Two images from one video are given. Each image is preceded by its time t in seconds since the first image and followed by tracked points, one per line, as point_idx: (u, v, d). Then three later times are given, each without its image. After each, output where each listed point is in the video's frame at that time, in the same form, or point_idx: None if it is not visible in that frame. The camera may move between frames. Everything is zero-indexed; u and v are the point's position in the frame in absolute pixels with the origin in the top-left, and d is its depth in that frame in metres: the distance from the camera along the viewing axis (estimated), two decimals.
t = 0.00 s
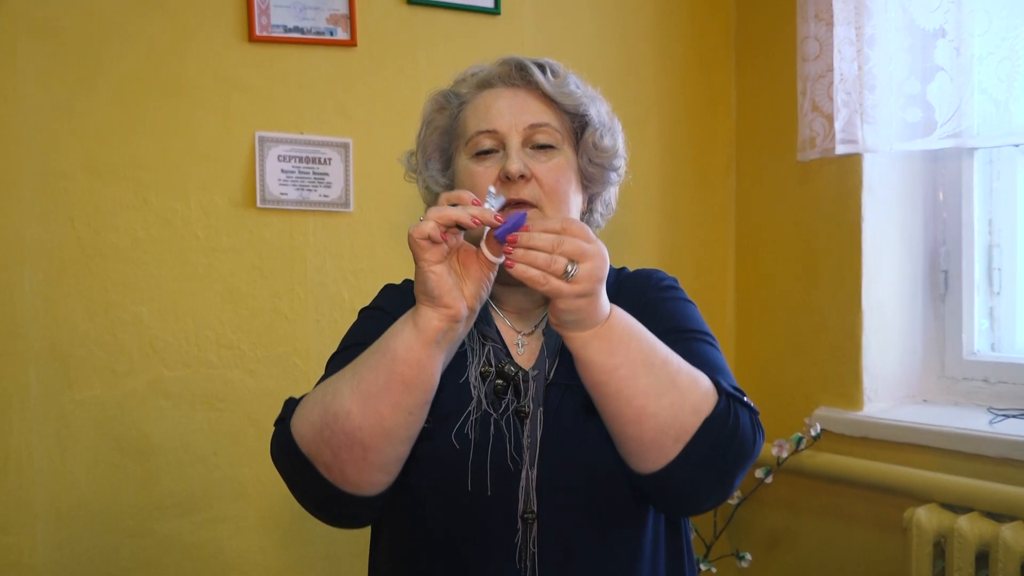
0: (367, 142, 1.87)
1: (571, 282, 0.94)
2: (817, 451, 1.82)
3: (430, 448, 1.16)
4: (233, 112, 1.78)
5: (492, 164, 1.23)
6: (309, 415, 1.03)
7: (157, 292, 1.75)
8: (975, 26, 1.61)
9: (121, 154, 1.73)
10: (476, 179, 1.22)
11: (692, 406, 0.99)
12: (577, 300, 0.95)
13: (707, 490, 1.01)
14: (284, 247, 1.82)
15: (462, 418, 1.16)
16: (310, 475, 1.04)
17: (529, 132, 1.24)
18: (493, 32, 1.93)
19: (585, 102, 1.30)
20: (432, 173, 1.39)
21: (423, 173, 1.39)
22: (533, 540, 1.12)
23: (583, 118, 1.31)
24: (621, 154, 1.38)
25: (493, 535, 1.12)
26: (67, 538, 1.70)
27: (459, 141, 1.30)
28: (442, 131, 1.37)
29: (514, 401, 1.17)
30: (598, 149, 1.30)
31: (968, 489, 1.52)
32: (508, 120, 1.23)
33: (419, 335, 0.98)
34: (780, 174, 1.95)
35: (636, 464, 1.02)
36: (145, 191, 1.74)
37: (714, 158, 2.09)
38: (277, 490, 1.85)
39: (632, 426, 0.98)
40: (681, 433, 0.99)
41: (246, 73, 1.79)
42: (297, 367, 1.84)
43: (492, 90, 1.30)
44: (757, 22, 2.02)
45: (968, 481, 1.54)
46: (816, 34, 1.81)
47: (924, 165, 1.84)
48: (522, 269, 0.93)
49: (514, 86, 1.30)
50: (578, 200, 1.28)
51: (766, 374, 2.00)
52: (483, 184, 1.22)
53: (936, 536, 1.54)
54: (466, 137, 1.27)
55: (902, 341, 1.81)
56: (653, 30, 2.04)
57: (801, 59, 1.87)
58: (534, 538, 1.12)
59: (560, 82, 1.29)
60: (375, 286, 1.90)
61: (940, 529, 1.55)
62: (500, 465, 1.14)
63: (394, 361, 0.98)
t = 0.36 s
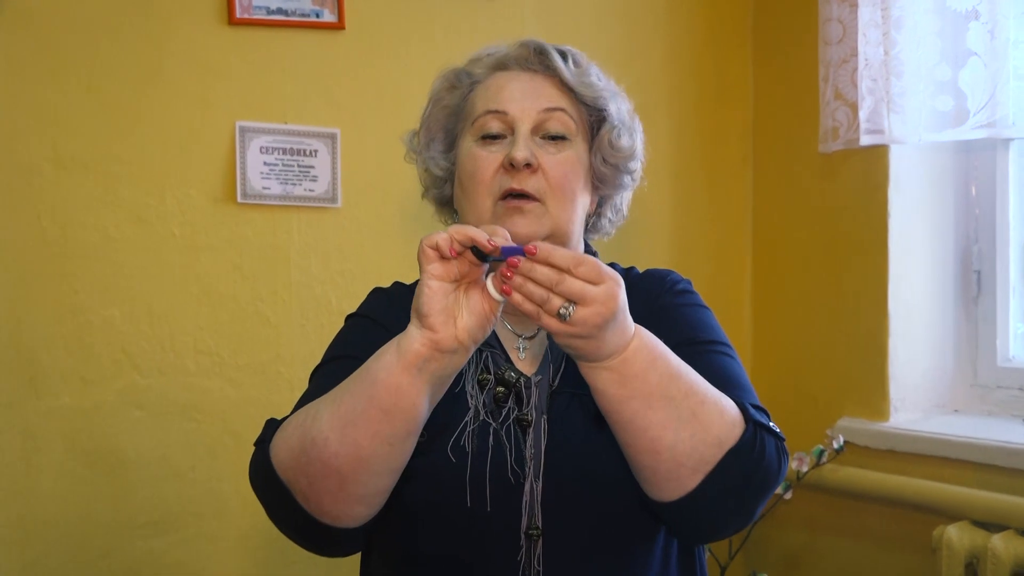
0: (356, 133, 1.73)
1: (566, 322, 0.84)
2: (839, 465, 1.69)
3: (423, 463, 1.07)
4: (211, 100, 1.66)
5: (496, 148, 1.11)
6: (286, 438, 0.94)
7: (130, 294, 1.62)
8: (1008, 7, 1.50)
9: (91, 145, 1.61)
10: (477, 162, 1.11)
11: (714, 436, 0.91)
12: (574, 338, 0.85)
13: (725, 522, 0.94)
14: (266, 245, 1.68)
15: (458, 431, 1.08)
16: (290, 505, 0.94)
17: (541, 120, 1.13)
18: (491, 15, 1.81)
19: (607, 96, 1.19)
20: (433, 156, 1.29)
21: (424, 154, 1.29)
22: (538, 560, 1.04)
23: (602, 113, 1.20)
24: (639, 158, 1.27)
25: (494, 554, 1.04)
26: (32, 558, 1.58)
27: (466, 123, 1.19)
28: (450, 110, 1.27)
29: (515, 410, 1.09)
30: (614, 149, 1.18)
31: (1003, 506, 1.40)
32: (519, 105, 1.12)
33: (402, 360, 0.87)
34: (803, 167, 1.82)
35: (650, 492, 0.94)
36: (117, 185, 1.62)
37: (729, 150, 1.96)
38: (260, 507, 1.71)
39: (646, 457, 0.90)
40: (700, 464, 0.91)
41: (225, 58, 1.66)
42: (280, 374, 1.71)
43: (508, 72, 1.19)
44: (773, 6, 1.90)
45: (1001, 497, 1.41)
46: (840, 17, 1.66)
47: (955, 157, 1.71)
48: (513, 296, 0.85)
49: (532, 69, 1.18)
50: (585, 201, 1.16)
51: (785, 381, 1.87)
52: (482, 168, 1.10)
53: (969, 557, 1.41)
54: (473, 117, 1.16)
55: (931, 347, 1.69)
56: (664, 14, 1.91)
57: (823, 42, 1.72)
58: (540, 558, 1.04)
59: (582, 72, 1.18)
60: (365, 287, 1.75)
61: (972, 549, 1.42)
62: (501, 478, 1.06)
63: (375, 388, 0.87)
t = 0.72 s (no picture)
0: (347, 127, 1.65)
1: (594, 371, 0.77)
2: (854, 477, 1.61)
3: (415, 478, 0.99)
4: (196, 94, 1.58)
5: (508, 153, 1.04)
6: (288, 485, 0.87)
7: (110, 297, 1.55)
8: None
9: (69, 141, 1.53)
10: (485, 165, 1.03)
11: (730, 470, 0.87)
12: (599, 387, 0.79)
13: (738, 553, 0.90)
14: (253, 246, 1.60)
15: (454, 443, 1.00)
16: (290, 539, 0.90)
17: (558, 128, 1.05)
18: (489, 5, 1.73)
19: (632, 107, 1.11)
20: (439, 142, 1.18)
21: (430, 141, 1.18)
22: None
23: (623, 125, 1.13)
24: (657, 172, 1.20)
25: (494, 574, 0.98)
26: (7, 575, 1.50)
27: (478, 116, 1.10)
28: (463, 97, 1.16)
29: (515, 420, 1.00)
30: (631, 166, 1.12)
31: None
32: (537, 109, 1.04)
33: (421, 420, 0.81)
34: (813, 165, 1.75)
35: (664, 527, 0.90)
36: (97, 183, 1.54)
37: (737, 146, 1.88)
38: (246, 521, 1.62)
39: (660, 494, 0.86)
40: (717, 499, 0.87)
41: (210, 50, 1.58)
42: (268, 381, 1.62)
43: (529, 69, 1.10)
44: None
45: None
46: (855, 6, 1.57)
47: (976, 153, 1.63)
48: (535, 347, 0.76)
49: (555, 68, 1.09)
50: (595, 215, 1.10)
51: (796, 387, 1.80)
52: (490, 173, 1.03)
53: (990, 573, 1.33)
54: (487, 113, 1.07)
55: (951, 352, 1.61)
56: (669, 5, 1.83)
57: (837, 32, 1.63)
58: None
59: (609, 78, 1.10)
60: (358, 289, 1.66)
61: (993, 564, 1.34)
62: (499, 494, 0.98)
63: (392, 448, 0.81)
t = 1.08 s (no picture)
0: (340, 128, 1.62)
1: (611, 415, 0.76)
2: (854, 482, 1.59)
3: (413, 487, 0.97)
4: (186, 94, 1.55)
5: (502, 163, 1.02)
6: (280, 498, 0.85)
7: (99, 300, 1.52)
8: None
9: (57, 141, 1.50)
10: (479, 177, 1.01)
11: (744, 489, 0.86)
12: (618, 426, 0.77)
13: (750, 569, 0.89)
14: (245, 248, 1.58)
15: (452, 450, 0.97)
16: (283, 550, 0.88)
17: (551, 133, 1.03)
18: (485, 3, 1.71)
19: (623, 105, 1.09)
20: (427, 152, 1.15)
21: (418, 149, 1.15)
22: None
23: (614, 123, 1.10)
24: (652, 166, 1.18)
25: None
26: None
27: (467, 125, 1.08)
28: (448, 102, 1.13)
29: (514, 426, 0.98)
30: (626, 164, 1.10)
31: None
32: (529, 117, 1.02)
33: (414, 440, 0.79)
34: (814, 166, 1.72)
35: (678, 549, 0.89)
36: (85, 183, 1.51)
37: (735, 147, 1.86)
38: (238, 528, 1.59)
39: (678, 520, 0.85)
40: (733, 519, 0.86)
41: (201, 49, 1.56)
42: (260, 386, 1.59)
43: (516, 72, 1.07)
44: None
45: None
46: (856, 5, 1.54)
47: (978, 154, 1.61)
48: (550, 404, 0.75)
49: (543, 70, 1.06)
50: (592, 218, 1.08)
51: (795, 389, 1.78)
52: (485, 185, 1.01)
53: None
54: (476, 122, 1.05)
55: (953, 356, 1.59)
56: (668, 3, 1.81)
57: (837, 32, 1.61)
58: None
59: (598, 76, 1.07)
60: (351, 292, 1.64)
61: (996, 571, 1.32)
62: (498, 502, 0.95)
63: (386, 468, 0.80)
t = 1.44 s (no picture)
0: (335, 130, 1.62)
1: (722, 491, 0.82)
2: (849, 484, 1.59)
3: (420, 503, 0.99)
4: (181, 96, 1.55)
5: (498, 177, 1.03)
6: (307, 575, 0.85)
7: (94, 303, 1.52)
8: None
9: (53, 144, 1.50)
10: (478, 195, 1.03)
11: (785, 523, 0.89)
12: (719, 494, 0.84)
13: None
14: (239, 251, 1.58)
15: (452, 464, 1.00)
16: None
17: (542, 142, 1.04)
18: (480, 5, 1.71)
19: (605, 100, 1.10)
20: (410, 166, 1.14)
21: (402, 165, 1.14)
22: None
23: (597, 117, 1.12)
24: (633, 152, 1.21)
25: None
26: None
27: (454, 140, 1.07)
28: (427, 115, 1.11)
29: (517, 432, 1.03)
30: (613, 157, 1.13)
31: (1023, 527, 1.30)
32: (520, 129, 1.02)
33: None
34: (809, 168, 1.73)
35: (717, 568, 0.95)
36: (81, 186, 1.51)
37: (731, 150, 1.86)
38: (233, 531, 1.59)
39: (730, 554, 0.89)
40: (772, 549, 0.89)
41: (196, 52, 1.56)
42: (254, 388, 1.59)
43: (497, 81, 1.06)
44: None
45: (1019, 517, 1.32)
46: (850, 8, 1.54)
47: (972, 156, 1.61)
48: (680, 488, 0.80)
49: (523, 74, 1.06)
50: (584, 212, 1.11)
51: (790, 390, 1.78)
52: (486, 201, 1.03)
53: None
54: (466, 137, 1.05)
55: (948, 358, 1.59)
56: (663, 7, 1.81)
57: (831, 34, 1.60)
58: None
59: (578, 75, 1.07)
60: (346, 294, 1.64)
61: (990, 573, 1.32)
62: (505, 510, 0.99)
63: None
